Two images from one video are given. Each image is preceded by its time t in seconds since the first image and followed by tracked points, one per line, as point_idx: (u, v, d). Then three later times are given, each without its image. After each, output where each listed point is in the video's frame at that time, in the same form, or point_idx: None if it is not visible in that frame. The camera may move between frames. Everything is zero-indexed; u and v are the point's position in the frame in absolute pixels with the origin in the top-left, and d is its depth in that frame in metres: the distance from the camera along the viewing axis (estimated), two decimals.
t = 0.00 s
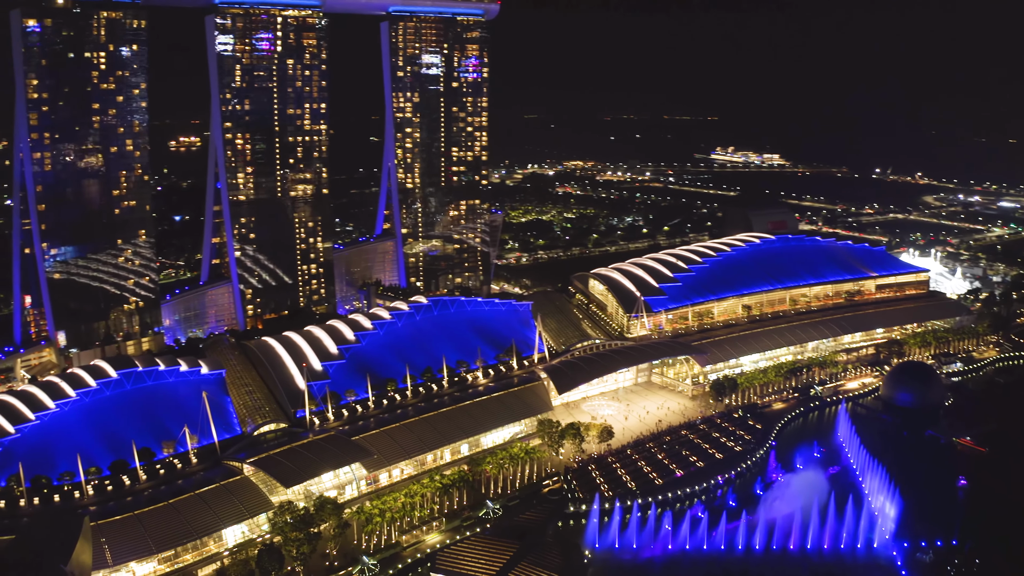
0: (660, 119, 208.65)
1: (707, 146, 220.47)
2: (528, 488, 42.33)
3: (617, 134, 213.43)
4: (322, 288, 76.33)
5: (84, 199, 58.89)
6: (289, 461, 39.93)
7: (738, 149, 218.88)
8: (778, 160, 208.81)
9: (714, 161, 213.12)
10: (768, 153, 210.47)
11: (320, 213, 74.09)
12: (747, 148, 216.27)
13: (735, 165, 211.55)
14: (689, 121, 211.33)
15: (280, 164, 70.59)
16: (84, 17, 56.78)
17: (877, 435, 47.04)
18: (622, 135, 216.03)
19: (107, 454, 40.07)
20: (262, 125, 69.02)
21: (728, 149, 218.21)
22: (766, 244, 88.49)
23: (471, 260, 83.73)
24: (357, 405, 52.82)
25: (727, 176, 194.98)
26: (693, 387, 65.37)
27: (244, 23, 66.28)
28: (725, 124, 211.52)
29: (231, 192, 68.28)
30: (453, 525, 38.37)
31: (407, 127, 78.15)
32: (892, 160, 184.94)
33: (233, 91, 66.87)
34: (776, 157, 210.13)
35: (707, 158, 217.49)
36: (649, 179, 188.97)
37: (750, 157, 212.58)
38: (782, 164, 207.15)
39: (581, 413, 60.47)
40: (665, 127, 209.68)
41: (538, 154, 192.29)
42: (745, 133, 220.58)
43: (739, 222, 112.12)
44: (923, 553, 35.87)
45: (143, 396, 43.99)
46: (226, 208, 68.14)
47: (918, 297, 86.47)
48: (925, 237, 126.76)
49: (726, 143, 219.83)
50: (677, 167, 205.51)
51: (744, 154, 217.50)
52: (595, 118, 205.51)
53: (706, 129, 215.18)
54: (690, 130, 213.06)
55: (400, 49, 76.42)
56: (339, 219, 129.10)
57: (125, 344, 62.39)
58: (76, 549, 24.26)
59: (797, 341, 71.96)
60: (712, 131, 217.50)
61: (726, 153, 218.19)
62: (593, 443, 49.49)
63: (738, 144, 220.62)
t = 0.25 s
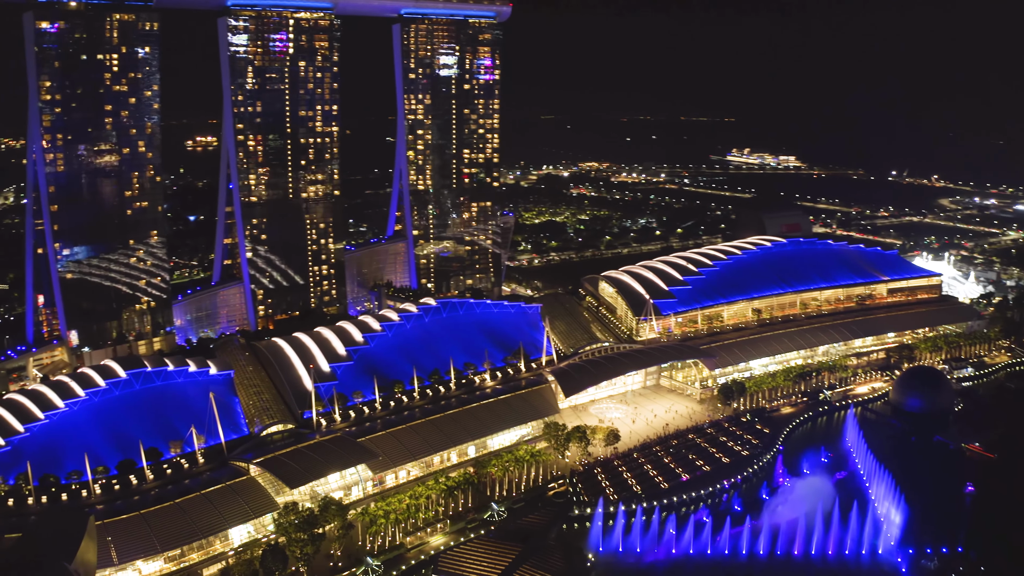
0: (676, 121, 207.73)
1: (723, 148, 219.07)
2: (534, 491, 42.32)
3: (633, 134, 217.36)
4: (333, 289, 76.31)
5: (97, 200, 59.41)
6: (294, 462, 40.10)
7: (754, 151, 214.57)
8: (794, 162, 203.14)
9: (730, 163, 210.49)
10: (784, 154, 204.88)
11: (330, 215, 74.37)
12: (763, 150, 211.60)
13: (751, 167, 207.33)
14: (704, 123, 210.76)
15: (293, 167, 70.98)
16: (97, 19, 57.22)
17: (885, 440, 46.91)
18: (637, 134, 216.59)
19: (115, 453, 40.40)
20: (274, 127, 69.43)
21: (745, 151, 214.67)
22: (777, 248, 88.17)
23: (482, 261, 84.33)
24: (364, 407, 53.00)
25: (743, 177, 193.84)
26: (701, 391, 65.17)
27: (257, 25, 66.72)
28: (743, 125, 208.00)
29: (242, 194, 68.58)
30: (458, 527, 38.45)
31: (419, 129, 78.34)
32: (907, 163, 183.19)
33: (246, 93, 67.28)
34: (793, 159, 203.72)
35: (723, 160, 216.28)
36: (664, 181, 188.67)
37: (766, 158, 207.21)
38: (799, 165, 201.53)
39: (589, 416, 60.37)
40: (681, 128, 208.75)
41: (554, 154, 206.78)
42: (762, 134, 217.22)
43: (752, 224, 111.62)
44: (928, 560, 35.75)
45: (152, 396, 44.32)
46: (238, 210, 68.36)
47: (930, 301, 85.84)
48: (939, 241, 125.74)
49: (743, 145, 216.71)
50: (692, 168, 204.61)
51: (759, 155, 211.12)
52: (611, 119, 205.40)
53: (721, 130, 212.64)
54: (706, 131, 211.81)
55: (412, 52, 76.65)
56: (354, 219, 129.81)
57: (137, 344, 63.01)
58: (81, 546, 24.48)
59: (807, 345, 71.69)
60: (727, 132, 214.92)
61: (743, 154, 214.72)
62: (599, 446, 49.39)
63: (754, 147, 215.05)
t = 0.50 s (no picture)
0: (692, 121, 206.60)
1: (740, 150, 216.95)
2: (539, 494, 42.35)
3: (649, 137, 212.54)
4: (345, 290, 77.24)
5: (109, 201, 59.89)
6: (299, 463, 40.24)
7: (770, 153, 212.40)
8: (810, 166, 203.54)
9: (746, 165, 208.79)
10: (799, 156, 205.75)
11: (341, 216, 74.66)
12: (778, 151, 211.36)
13: (767, 168, 204.92)
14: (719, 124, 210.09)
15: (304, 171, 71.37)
16: (110, 22, 57.99)
17: (892, 448, 46.62)
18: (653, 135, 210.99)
19: (122, 453, 40.77)
20: (286, 128, 69.87)
21: (761, 153, 213.28)
22: (788, 251, 87.87)
23: (493, 263, 83.92)
24: (371, 408, 53.25)
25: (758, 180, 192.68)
26: (710, 395, 64.97)
27: (269, 28, 67.27)
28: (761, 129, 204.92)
29: (253, 195, 68.97)
30: (462, 529, 38.54)
31: (430, 131, 78.55)
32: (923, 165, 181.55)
33: (258, 95, 67.77)
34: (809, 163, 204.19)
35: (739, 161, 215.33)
36: (679, 182, 188.43)
37: (782, 161, 206.43)
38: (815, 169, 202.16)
39: (596, 419, 60.34)
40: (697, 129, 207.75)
41: (570, 156, 208.30)
42: (779, 135, 213.81)
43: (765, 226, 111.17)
44: (933, 567, 35.57)
45: (160, 396, 44.65)
46: (249, 210, 68.77)
47: (942, 305, 85.27)
48: (954, 244, 124.81)
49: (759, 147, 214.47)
50: (707, 170, 203.85)
51: (775, 156, 210.19)
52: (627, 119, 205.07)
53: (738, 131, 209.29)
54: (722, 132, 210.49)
55: (423, 54, 76.82)
56: (368, 220, 130.42)
57: (148, 344, 63.45)
58: (85, 545, 24.64)
59: (817, 349, 71.43)
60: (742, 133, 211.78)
61: (759, 158, 212.38)
62: (605, 449, 49.32)
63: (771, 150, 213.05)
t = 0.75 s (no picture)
0: (707, 122, 205.52)
1: (755, 151, 214.88)
2: (543, 497, 42.40)
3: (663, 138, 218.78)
4: (355, 291, 76.89)
5: (120, 202, 60.38)
6: (304, 464, 40.43)
7: (785, 155, 207.92)
8: (825, 167, 198.17)
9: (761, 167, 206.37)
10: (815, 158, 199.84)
11: (351, 218, 74.93)
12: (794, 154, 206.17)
13: (782, 171, 200.53)
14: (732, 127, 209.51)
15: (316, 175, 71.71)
16: (121, 25, 58.49)
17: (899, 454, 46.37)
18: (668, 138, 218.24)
19: (129, 453, 41.12)
20: (296, 130, 70.21)
21: (776, 155, 208.58)
22: (799, 254, 87.40)
23: (503, 266, 84.56)
24: (377, 410, 53.47)
25: (772, 181, 190.57)
26: (718, 398, 64.76)
27: (280, 30, 67.72)
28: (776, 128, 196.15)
29: (264, 196, 69.43)
30: (466, 531, 38.66)
31: (441, 133, 78.65)
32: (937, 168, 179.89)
33: (269, 97, 68.22)
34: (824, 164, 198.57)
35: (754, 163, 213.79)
36: (693, 184, 188.16)
37: (797, 163, 200.17)
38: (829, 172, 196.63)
39: (603, 422, 60.30)
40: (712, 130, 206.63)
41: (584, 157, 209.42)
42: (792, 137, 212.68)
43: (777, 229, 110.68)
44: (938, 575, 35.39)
45: (168, 396, 44.95)
46: (260, 211, 69.40)
47: (953, 310, 84.76)
48: (967, 247, 123.80)
49: (774, 149, 210.60)
50: (721, 172, 202.98)
51: (790, 158, 203.08)
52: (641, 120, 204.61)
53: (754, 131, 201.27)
54: (736, 133, 215.90)
55: (434, 56, 76.85)
56: (381, 221, 131.08)
57: (159, 343, 63.96)
58: (89, 544, 24.89)
59: (827, 353, 71.13)
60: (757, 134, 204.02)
61: (773, 159, 208.52)
62: (610, 453, 49.23)
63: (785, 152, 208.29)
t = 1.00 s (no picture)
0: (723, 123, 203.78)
1: (771, 151, 205.15)
2: (548, 500, 42.44)
3: (678, 138, 212.24)
4: (365, 292, 77.54)
5: (131, 204, 60.87)
6: (310, 466, 40.59)
7: (801, 156, 200.65)
8: (841, 169, 189.79)
9: (776, 168, 201.34)
10: (830, 160, 192.71)
11: (361, 219, 75.14)
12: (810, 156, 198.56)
13: (795, 173, 196.07)
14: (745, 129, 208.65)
15: (325, 177, 72.04)
16: (132, 27, 58.99)
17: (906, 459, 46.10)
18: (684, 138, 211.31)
19: (136, 453, 41.47)
20: (306, 132, 70.53)
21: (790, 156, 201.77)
22: (808, 257, 86.88)
23: (513, 267, 83.97)
24: (383, 412, 53.73)
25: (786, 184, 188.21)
26: (725, 402, 64.59)
27: (291, 33, 68.12)
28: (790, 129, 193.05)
29: (273, 198, 69.97)
30: (469, 534, 38.79)
31: (451, 135, 78.63)
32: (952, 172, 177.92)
33: (279, 99, 68.61)
34: (839, 166, 190.83)
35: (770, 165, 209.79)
36: (706, 186, 187.75)
37: (813, 164, 196.21)
38: (845, 173, 188.13)
39: (609, 425, 60.29)
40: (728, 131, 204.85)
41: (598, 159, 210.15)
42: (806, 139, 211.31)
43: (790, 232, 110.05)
44: None
45: (176, 397, 45.28)
46: (270, 212, 69.92)
47: (964, 314, 84.13)
48: (981, 251, 122.54)
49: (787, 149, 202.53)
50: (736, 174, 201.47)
51: (805, 161, 197.38)
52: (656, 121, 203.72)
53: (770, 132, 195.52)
54: (753, 137, 201.88)
55: (445, 58, 76.90)
56: (394, 222, 131.54)
57: (170, 343, 64.46)
58: (91, 544, 25.19)
59: (836, 357, 70.74)
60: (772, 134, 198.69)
61: (788, 160, 201.28)
62: (616, 457, 49.17)
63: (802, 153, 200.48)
